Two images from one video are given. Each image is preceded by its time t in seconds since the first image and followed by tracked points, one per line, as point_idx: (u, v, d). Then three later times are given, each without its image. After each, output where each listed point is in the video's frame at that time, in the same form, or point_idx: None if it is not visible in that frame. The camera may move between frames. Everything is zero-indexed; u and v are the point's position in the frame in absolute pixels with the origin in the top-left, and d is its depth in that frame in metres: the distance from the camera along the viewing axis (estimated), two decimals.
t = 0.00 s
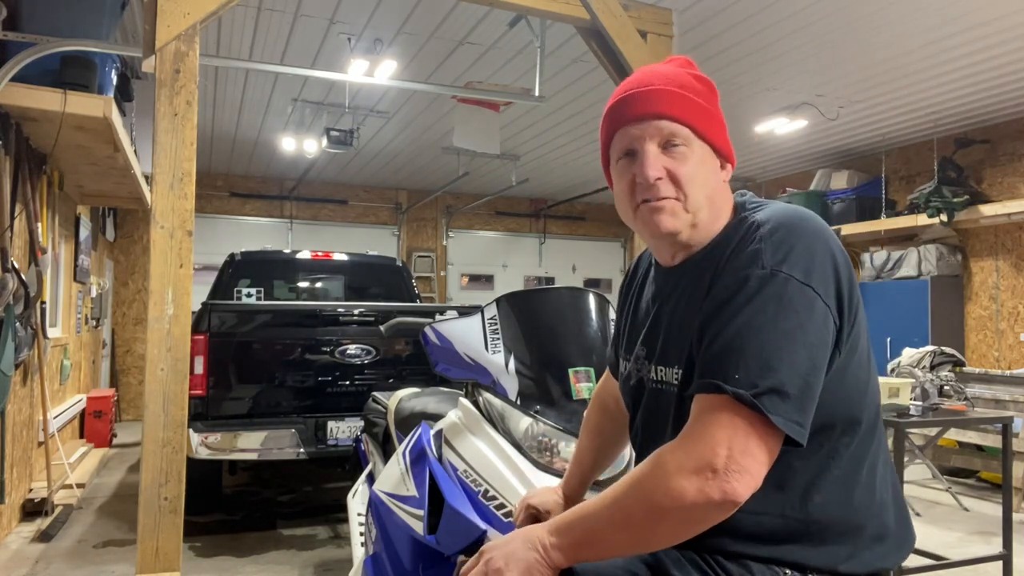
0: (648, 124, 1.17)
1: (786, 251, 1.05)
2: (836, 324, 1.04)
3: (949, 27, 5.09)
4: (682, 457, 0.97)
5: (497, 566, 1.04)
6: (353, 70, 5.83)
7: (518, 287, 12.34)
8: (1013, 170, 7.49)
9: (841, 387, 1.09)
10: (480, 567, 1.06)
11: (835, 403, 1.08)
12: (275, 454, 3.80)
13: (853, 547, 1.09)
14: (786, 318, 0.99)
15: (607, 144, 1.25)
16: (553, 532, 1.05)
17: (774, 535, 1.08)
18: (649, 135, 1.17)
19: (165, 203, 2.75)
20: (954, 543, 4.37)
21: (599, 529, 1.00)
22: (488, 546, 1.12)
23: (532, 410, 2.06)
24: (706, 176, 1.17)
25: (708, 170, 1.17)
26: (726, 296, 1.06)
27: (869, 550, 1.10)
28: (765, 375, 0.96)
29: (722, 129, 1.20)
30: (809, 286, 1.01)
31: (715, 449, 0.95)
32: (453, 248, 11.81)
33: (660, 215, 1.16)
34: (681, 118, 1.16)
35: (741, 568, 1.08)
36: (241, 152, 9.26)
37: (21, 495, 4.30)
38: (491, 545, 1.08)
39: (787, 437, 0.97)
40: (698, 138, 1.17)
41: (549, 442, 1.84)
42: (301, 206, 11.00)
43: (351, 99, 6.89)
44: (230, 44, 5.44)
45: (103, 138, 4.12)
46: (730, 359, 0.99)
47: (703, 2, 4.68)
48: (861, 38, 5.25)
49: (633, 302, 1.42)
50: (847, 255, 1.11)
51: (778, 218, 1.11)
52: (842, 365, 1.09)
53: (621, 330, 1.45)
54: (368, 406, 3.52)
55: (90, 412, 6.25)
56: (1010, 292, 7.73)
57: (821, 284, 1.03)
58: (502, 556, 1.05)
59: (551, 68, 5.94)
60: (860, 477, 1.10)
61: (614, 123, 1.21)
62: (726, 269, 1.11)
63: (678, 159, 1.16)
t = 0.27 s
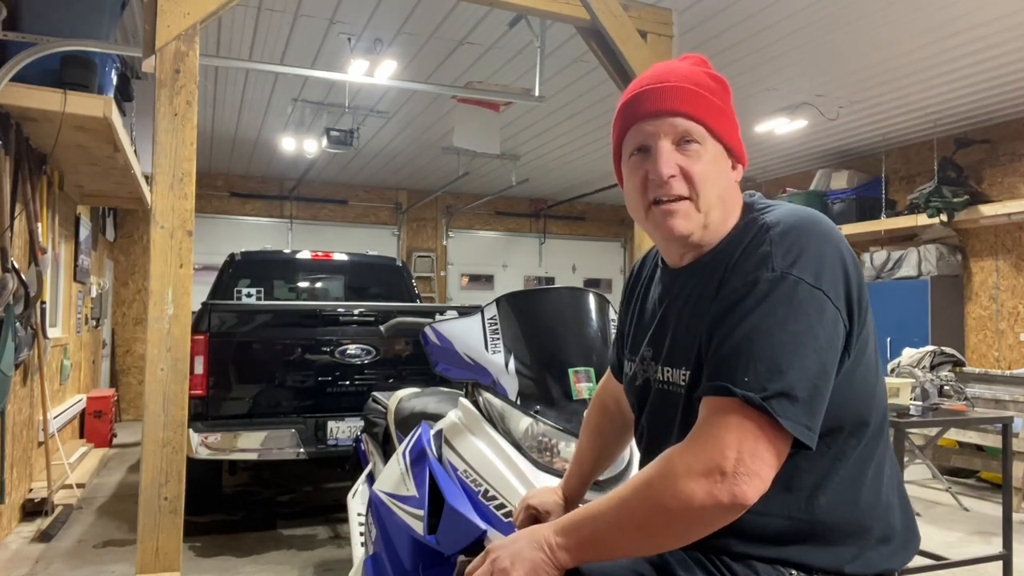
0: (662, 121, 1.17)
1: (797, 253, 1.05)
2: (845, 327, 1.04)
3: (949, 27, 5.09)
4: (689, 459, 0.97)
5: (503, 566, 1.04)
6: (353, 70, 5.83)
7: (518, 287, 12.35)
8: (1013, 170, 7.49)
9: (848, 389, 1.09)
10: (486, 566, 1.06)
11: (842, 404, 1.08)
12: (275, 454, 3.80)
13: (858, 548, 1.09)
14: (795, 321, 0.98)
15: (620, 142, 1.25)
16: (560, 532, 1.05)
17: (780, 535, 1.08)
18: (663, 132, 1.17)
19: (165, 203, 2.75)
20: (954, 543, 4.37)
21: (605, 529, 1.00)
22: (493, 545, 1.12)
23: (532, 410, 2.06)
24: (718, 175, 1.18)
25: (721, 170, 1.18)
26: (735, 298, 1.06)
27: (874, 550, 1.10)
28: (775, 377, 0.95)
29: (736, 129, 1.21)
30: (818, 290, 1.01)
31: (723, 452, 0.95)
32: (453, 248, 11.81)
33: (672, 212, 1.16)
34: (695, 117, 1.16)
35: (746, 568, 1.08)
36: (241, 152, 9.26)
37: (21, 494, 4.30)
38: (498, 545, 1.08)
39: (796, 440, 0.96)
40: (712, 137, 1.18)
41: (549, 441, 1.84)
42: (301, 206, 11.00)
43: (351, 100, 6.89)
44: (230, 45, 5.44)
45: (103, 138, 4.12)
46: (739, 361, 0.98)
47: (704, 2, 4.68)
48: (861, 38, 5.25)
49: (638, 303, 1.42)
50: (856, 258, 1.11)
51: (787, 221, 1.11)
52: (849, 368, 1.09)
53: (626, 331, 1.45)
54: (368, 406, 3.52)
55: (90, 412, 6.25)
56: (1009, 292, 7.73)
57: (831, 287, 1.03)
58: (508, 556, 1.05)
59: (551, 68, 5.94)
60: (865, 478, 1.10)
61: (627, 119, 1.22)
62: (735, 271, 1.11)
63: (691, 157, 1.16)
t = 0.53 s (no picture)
0: (666, 121, 1.17)
1: (801, 255, 1.05)
2: (851, 328, 1.04)
3: (949, 27, 5.09)
4: (692, 459, 0.97)
5: (504, 565, 1.04)
6: (354, 70, 5.83)
7: (518, 287, 12.35)
8: (1013, 169, 7.49)
9: (852, 390, 1.09)
10: (487, 564, 1.06)
11: (845, 405, 1.08)
12: (275, 454, 3.80)
13: (860, 548, 1.09)
14: (800, 322, 0.98)
15: (625, 139, 1.26)
16: (561, 531, 1.05)
17: (781, 535, 1.08)
18: (667, 131, 1.17)
19: (165, 203, 2.75)
20: (954, 543, 4.37)
21: (606, 528, 1.00)
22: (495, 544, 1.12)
23: (532, 410, 2.06)
24: (722, 175, 1.17)
25: (725, 169, 1.17)
26: (739, 299, 1.06)
27: (875, 551, 1.10)
28: (778, 379, 0.95)
29: (742, 128, 1.20)
30: (823, 291, 1.01)
31: (726, 452, 0.95)
32: (453, 248, 11.81)
33: (673, 211, 1.17)
34: (700, 117, 1.16)
35: (747, 568, 1.08)
36: (241, 152, 9.26)
37: (21, 495, 4.30)
38: (499, 543, 1.08)
39: (800, 442, 0.96)
40: (716, 137, 1.17)
41: (549, 442, 1.84)
42: (301, 206, 11.00)
43: (351, 99, 6.89)
44: (231, 44, 5.44)
45: (103, 138, 4.12)
46: (743, 362, 0.98)
47: (703, 2, 4.68)
48: (861, 39, 5.25)
49: (643, 303, 1.42)
50: (861, 260, 1.11)
51: (793, 222, 1.11)
52: (854, 370, 1.09)
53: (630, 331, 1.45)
54: (368, 406, 3.52)
55: (89, 412, 6.25)
56: (1009, 292, 7.73)
57: (836, 288, 1.03)
58: (509, 554, 1.05)
59: (552, 68, 5.94)
60: (868, 479, 1.10)
61: (633, 117, 1.22)
62: (740, 271, 1.11)
63: (695, 157, 1.16)
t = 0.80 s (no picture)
0: (672, 120, 1.17)
1: (806, 254, 1.05)
2: (855, 328, 1.04)
3: (950, 27, 5.09)
4: (696, 458, 0.97)
5: (506, 565, 1.04)
6: (354, 71, 5.82)
7: (518, 287, 12.35)
8: (1013, 169, 7.49)
9: (856, 390, 1.09)
10: (489, 564, 1.06)
11: (848, 405, 1.08)
12: (275, 454, 3.80)
13: (862, 548, 1.09)
14: (805, 322, 0.98)
15: (630, 136, 1.26)
16: (564, 531, 1.05)
17: (782, 535, 1.08)
18: (672, 130, 1.17)
19: (165, 203, 2.75)
20: (954, 543, 4.37)
21: (610, 528, 1.00)
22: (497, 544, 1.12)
23: (532, 410, 2.06)
24: (728, 175, 1.17)
25: (731, 169, 1.17)
26: (744, 298, 1.06)
27: (877, 551, 1.10)
28: (783, 378, 0.95)
29: (749, 128, 1.20)
30: (828, 291, 1.01)
31: (730, 451, 0.95)
32: (453, 248, 11.81)
33: (678, 211, 1.17)
34: (706, 116, 1.15)
35: (749, 567, 1.08)
36: (241, 152, 9.26)
37: (21, 495, 4.30)
38: (501, 543, 1.08)
39: (804, 441, 0.97)
40: (722, 136, 1.17)
41: (549, 442, 1.84)
42: (301, 206, 11.00)
43: (351, 99, 6.89)
44: (231, 44, 5.44)
45: (104, 138, 4.12)
46: (748, 362, 0.98)
47: (703, 2, 4.68)
48: (861, 38, 5.25)
49: (645, 304, 1.42)
50: (866, 260, 1.11)
51: (799, 221, 1.11)
52: (859, 370, 1.09)
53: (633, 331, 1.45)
54: (368, 406, 3.52)
55: (89, 412, 6.25)
56: (1010, 292, 7.73)
57: (840, 288, 1.03)
58: (511, 554, 1.05)
59: (551, 68, 5.94)
60: (870, 479, 1.10)
61: (638, 115, 1.22)
62: (745, 271, 1.11)
63: (701, 157, 1.16)
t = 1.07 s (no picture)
0: (677, 120, 1.17)
1: (810, 258, 1.05)
2: (859, 332, 1.04)
3: (950, 27, 5.09)
4: (698, 461, 0.97)
5: (506, 565, 1.04)
6: (354, 70, 5.82)
7: (518, 286, 12.35)
8: (1013, 170, 7.49)
9: (858, 393, 1.09)
10: (489, 564, 1.06)
11: (850, 407, 1.08)
12: (275, 454, 3.80)
13: (862, 549, 1.09)
14: (807, 325, 0.98)
15: (636, 136, 1.26)
16: (564, 531, 1.05)
17: (782, 535, 1.08)
18: (677, 131, 1.17)
19: (165, 203, 2.75)
20: (954, 543, 4.37)
21: (610, 529, 1.00)
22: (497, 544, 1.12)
23: (532, 410, 2.06)
24: (733, 177, 1.17)
25: (736, 171, 1.17)
26: (747, 301, 1.06)
27: (877, 552, 1.10)
28: (786, 382, 0.95)
29: (755, 130, 1.20)
30: (832, 295, 1.01)
31: (732, 454, 0.95)
32: (453, 248, 11.81)
33: (682, 212, 1.17)
34: (712, 117, 1.15)
35: (749, 567, 1.08)
36: (241, 152, 9.26)
37: (21, 495, 4.30)
38: (502, 543, 1.08)
39: (805, 445, 0.97)
40: (728, 138, 1.17)
41: (549, 442, 1.84)
42: (301, 206, 11.00)
43: (351, 99, 6.89)
44: (231, 44, 5.44)
45: (104, 138, 4.12)
46: (751, 364, 0.98)
47: (704, 2, 4.68)
48: (861, 38, 5.25)
49: (647, 304, 1.42)
50: (870, 264, 1.11)
51: (803, 224, 1.11)
52: (861, 373, 1.09)
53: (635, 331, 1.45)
54: (368, 406, 3.52)
55: (89, 412, 6.25)
56: (1009, 292, 7.73)
57: (844, 292, 1.03)
58: (511, 554, 1.05)
59: (551, 68, 5.94)
60: (871, 480, 1.10)
61: (644, 114, 1.22)
62: (747, 274, 1.11)
63: (705, 158, 1.16)
